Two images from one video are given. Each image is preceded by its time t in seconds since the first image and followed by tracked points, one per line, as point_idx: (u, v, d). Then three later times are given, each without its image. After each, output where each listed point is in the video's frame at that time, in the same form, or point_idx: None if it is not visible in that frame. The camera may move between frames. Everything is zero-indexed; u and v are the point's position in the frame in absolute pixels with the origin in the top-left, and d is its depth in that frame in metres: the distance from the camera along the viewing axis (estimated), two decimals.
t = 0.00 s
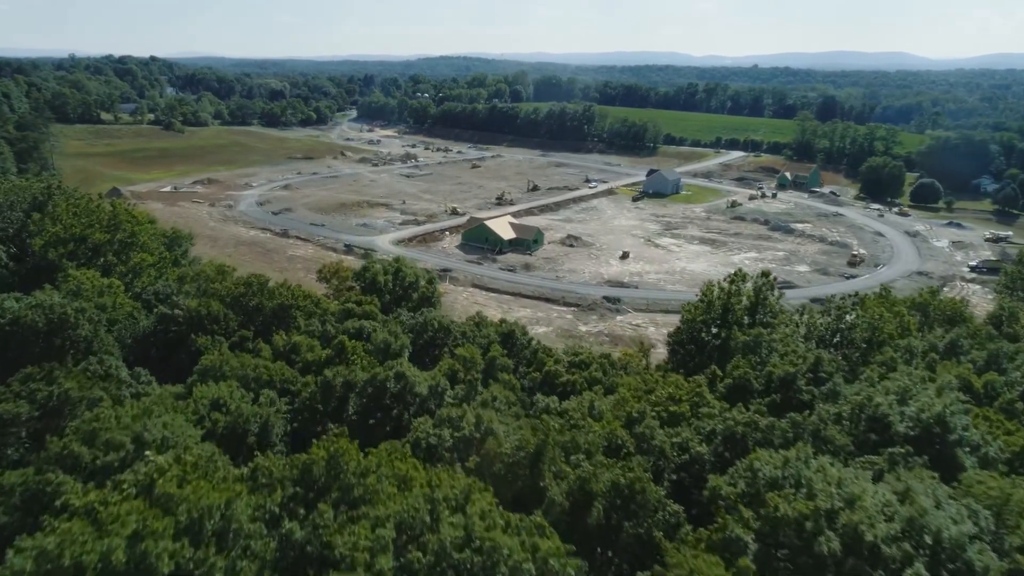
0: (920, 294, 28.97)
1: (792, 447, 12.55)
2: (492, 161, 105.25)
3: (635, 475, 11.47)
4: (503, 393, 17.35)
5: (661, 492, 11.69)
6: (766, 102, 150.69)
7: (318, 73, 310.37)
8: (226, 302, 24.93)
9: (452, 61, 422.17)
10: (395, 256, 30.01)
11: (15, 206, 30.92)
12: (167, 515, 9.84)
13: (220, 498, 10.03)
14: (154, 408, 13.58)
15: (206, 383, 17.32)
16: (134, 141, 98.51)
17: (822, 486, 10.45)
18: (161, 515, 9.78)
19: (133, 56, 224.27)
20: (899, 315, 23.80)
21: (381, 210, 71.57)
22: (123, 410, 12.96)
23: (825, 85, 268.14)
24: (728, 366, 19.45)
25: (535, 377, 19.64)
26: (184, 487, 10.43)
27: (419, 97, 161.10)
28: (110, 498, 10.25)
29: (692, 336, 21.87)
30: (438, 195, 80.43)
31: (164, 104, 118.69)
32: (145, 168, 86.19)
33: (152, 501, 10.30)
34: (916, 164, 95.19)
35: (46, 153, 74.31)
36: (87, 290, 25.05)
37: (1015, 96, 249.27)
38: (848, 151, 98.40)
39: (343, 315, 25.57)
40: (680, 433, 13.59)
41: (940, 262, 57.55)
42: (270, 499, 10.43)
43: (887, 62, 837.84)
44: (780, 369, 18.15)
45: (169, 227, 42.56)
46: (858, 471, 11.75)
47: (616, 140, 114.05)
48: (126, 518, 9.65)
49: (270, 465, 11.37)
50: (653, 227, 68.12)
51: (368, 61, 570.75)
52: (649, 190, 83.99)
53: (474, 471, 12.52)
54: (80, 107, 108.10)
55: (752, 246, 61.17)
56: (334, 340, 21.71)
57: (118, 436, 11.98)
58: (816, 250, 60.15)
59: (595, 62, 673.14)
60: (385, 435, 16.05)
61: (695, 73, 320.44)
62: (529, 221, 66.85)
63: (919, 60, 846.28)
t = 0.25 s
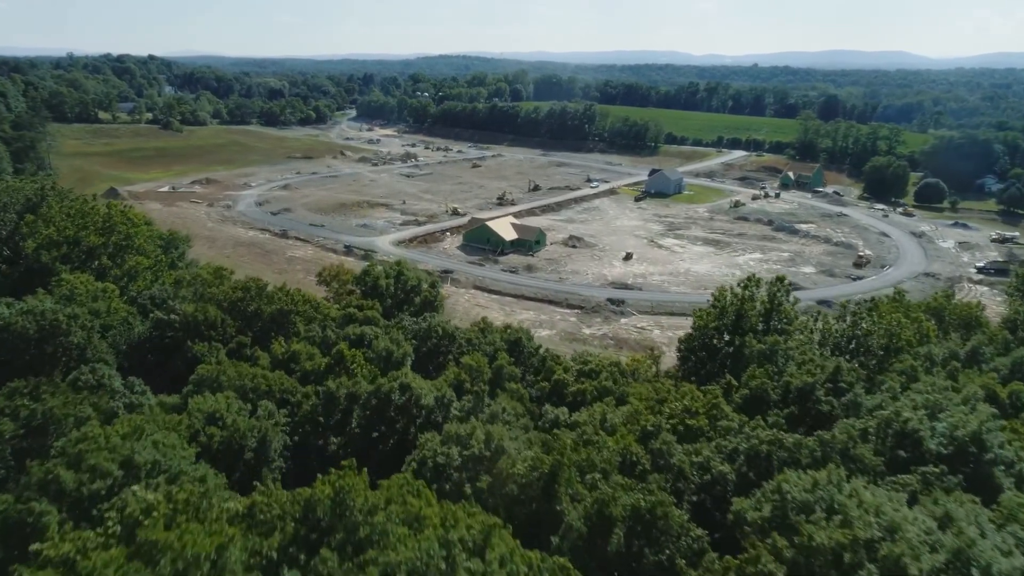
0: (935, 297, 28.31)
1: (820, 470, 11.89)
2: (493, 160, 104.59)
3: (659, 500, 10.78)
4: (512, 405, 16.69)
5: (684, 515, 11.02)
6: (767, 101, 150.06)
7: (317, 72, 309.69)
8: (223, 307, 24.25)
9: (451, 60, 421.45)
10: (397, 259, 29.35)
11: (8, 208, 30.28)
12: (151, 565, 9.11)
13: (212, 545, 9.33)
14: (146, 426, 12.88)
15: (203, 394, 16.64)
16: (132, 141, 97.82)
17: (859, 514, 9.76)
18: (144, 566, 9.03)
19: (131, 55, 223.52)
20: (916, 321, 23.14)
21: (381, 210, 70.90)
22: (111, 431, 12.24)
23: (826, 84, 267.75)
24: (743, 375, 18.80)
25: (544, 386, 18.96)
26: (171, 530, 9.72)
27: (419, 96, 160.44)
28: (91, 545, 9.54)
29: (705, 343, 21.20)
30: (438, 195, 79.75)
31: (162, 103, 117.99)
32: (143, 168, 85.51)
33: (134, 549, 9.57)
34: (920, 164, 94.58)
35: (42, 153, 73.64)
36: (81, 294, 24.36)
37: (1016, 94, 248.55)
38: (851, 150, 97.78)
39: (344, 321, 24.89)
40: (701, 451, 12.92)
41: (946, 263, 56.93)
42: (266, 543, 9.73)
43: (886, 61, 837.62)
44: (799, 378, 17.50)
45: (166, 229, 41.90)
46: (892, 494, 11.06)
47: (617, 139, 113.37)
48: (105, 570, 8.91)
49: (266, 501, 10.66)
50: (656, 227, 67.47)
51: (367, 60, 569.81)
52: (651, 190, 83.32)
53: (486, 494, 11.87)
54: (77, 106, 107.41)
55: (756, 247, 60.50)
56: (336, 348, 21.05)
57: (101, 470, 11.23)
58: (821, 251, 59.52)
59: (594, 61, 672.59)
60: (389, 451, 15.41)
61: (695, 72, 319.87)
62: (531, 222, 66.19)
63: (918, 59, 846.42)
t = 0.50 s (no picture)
0: (950, 302, 27.66)
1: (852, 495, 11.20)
2: (493, 160, 103.99)
3: (683, 528, 10.11)
4: (522, 419, 16.02)
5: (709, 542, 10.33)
6: (768, 100, 149.41)
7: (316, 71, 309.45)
8: (219, 313, 23.56)
9: (450, 59, 421.21)
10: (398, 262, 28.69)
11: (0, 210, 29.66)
12: None
13: None
14: (137, 447, 12.21)
15: (199, 408, 16.00)
16: (130, 140, 97.17)
17: (899, 547, 9.04)
18: None
19: (130, 54, 222.99)
20: (935, 327, 22.47)
21: (381, 210, 70.25)
22: (99, 455, 11.59)
23: (827, 83, 267.02)
24: (759, 385, 18.14)
25: (553, 396, 18.34)
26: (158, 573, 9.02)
27: (418, 95, 159.79)
28: None
29: (717, 350, 20.55)
30: (438, 194, 79.11)
31: (160, 102, 117.30)
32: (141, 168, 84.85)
33: None
34: (923, 164, 93.98)
35: (39, 152, 72.91)
36: (74, 300, 23.68)
37: (1016, 93, 248.19)
38: (854, 150, 97.16)
39: (345, 327, 24.23)
40: (724, 472, 12.29)
41: (953, 265, 56.27)
42: None
43: (885, 60, 838.25)
44: (817, 389, 16.84)
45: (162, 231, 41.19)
46: (930, 520, 10.40)
47: (618, 139, 112.72)
48: None
49: (262, 535, 10.01)
50: (659, 227, 66.83)
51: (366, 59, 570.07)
52: (653, 190, 82.68)
53: (499, 519, 11.19)
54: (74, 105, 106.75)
55: (761, 248, 59.84)
56: (337, 356, 20.41)
57: (86, 504, 10.53)
58: (826, 252, 58.86)
59: (593, 60, 672.52)
60: (393, 468, 14.74)
61: (695, 71, 319.04)
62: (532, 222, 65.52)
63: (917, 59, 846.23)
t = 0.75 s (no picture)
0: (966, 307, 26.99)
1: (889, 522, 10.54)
2: (494, 160, 103.31)
3: (710, 558, 9.46)
4: (531, 432, 15.41)
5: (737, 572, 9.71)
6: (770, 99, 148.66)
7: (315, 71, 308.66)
8: (217, 320, 22.89)
9: (449, 58, 420.28)
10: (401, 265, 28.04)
11: None
12: None
13: None
14: (127, 473, 11.63)
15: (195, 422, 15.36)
16: (128, 139, 96.47)
17: None
18: None
19: (129, 53, 222.24)
20: (955, 333, 21.82)
21: (381, 210, 69.59)
22: (86, 482, 11.00)
23: (827, 82, 266.14)
24: (777, 396, 17.50)
25: (563, 407, 17.71)
26: None
27: (418, 94, 159.09)
28: None
29: (731, 358, 19.89)
30: (440, 194, 78.42)
31: (159, 101, 116.60)
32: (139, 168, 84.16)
33: None
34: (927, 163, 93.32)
35: (36, 152, 72.23)
36: (68, 306, 23.03)
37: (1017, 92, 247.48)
38: (857, 149, 96.51)
39: (346, 333, 23.57)
40: (747, 494, 11.69)
41: (960, 266, 55.63)
42: None
43: (885, 59, 837.28)
44: (839, 400, 16.21)
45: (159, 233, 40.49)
46: (974, 549, 9.75)
47: (619, 138, 112.04)
48: None
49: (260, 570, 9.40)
50: (662, 228, 66.19)
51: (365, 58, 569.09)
52: (655, 190, 82.01)
53: (515, 546, 10.50)
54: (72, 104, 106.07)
55: (765, 249, 59.20)
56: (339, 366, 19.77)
57: (69, 543, 9.93)
58: (831, 253, 58.21)
59: (592, 59, 671.51)
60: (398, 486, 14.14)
61: (695, 70, 318.21)
62: (535, 223, 64.87)
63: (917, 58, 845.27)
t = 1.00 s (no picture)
0: (984, 312, 26.28)
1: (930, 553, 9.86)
2: (494, 159, 102.59)
3: None
4: (542, 448, 14.77)
5: None
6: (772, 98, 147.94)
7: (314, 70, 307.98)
8: (214, 326, 22.17)
9: (449, 57, 419.37)
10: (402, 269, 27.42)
11: None
12: None
13: None
14: (117, 503, 11.21)
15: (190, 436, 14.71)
16: (126, 139, 95.79)
17: None
18: None
19: (128, 53, 221.64)
20: (977, 341, 21.12)
21: (381, 211, 68.90)
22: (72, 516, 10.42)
23: (828, 81, 265.55)
24: (797, 409, 16.83)
25: (574, 420, 17.04)
26: None
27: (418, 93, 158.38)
28: None
29: (747, 367, 19.23)
30: (440, 194, 77.72)
31: (157, 100, 115.91)
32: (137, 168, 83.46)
33: None
34: (931, 163, 92.66)
35: (32, 152, 71.53)
36: (61, 312, 22.34)
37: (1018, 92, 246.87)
38: (861, 149, 95.82)
39: (348, 339, 22.86)
40: (776, 520, 11.06)
41: (968, 267, 54.95)
42: None
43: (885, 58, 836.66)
44: (863, 414, 15.55)
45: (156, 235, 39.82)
46: None
47: (620, 137, 111.32)
48: None
49: None
50: (665, 229, 65.51)
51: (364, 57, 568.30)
52: (658, 190, 81.29)
53: None
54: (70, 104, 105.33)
55: (770, 250, 58.51)
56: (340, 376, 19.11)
57: None
58: (837, 254, 57.53)
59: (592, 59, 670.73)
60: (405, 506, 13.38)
61: (694, 69, 318.81)
62: (536, 224, 64.18)
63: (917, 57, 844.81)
